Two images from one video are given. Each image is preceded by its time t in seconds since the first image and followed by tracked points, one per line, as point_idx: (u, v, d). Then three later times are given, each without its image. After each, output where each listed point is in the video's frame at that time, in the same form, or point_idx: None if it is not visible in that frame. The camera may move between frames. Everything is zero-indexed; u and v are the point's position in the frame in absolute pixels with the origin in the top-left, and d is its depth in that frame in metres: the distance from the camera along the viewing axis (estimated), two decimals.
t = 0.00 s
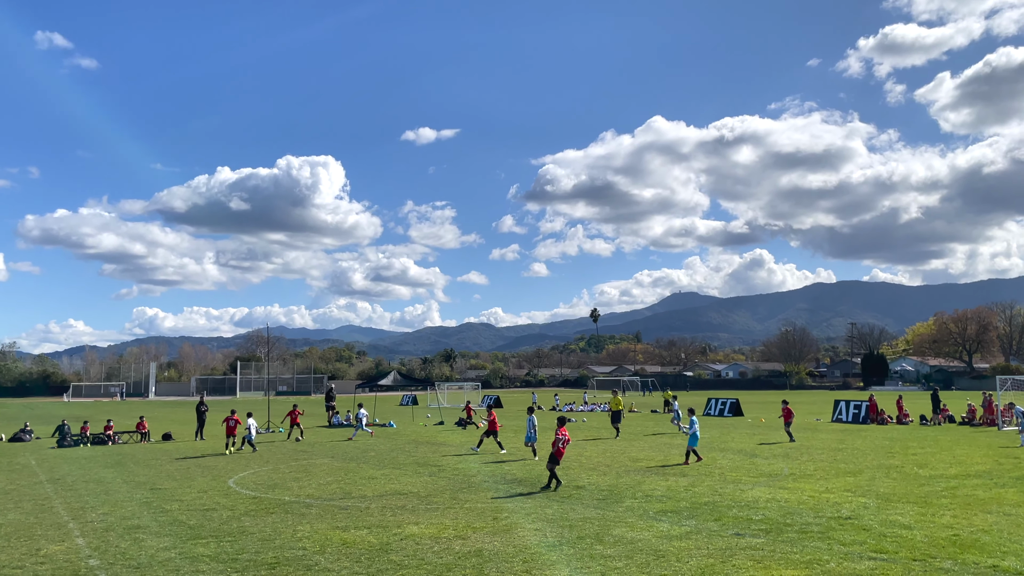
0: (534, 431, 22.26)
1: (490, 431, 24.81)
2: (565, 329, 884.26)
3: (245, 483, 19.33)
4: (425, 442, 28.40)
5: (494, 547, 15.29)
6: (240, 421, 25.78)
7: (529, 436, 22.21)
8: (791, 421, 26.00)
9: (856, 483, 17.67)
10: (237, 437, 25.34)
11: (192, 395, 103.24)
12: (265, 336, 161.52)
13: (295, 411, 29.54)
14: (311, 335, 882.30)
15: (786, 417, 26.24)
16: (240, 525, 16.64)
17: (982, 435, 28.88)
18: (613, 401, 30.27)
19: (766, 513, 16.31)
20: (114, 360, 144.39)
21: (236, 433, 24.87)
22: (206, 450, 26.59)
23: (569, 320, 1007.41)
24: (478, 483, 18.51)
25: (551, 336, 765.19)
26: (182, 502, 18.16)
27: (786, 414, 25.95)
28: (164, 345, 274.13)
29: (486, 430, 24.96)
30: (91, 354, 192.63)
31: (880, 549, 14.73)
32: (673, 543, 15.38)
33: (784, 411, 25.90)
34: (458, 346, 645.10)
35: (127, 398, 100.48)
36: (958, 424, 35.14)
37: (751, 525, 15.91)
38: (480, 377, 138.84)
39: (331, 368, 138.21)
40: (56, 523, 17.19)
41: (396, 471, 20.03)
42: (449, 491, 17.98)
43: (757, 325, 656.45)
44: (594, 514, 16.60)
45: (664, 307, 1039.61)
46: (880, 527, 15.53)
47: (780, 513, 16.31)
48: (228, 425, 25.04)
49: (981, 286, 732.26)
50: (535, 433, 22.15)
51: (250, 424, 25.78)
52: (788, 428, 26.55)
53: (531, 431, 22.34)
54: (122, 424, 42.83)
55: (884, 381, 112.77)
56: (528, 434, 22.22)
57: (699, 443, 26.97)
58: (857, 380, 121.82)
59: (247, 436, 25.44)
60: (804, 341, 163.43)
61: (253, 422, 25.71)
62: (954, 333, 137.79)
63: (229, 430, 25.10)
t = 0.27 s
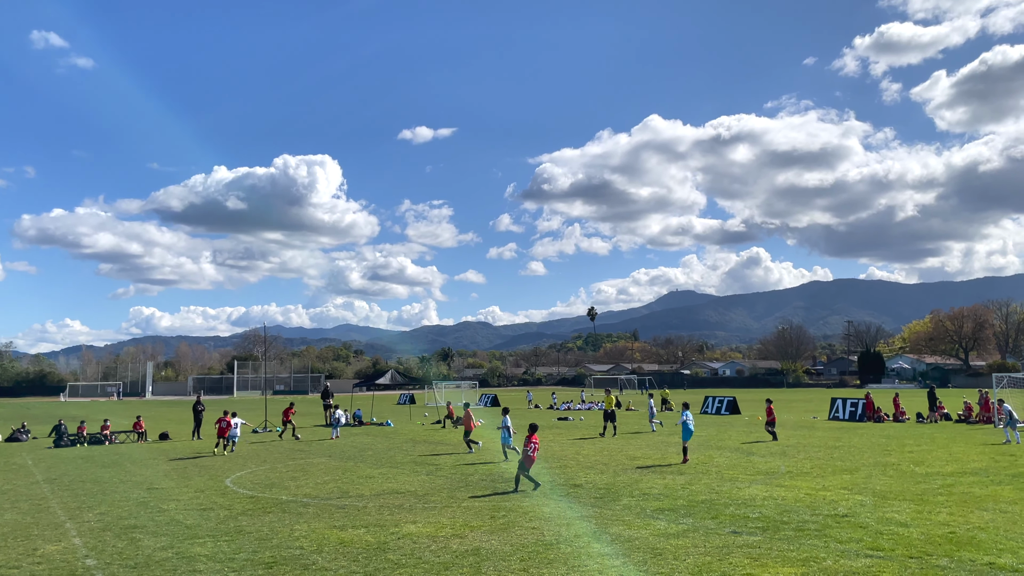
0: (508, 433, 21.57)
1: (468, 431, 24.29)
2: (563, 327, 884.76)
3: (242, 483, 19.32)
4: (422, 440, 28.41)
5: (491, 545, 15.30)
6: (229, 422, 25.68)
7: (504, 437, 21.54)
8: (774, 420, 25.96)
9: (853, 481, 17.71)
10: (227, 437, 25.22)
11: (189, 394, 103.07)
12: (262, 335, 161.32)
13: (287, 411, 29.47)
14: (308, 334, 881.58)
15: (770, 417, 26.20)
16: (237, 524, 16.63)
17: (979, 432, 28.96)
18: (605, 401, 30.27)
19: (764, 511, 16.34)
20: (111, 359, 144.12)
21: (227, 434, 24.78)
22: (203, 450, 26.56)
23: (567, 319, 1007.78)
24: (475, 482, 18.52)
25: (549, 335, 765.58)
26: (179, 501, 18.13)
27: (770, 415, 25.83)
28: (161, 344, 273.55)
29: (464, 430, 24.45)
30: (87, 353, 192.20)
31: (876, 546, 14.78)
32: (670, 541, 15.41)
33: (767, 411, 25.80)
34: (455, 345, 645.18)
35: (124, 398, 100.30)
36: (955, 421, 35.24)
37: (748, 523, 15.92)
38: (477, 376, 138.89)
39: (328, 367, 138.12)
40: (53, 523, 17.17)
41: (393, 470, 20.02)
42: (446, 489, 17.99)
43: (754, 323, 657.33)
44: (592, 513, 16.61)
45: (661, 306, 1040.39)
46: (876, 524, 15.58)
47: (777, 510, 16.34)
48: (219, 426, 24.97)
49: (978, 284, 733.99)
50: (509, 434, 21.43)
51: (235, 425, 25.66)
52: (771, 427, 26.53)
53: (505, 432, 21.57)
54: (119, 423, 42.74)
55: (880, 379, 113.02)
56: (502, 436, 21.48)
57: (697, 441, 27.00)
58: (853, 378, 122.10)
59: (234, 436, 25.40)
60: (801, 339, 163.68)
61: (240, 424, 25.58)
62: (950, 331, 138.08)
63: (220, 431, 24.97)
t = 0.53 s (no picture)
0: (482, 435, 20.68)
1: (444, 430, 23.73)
2: (561, 327, 885.55)
3: (239, 483, 19.29)
4: (418, 440, 28.37)
5: (488, 545, 15.31)
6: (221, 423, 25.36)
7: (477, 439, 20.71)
8: (756, 419, 25.91)
9: (849, 479, 17.74)
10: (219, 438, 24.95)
11: (185, 395, 102.94)
12: (259, 335, 161.19)
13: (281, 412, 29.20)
14: (306, 334, 881.80)
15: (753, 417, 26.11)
16: (234, 524, 16.61)
17: (974, 431, 29.00)
18: (597, 400, 30.25)
19: (760, 510, 16.35)
20: (106, 359, 143.81)
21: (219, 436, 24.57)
22: (199, 450, 26.51)
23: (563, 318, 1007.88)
24: (472, 481, 18.52)
25: (546, 334, 765.66)
26: (176, 502, 18.11)
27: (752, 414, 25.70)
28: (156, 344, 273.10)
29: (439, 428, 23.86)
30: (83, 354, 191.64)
31: (872, 544, 14.82)
32: (667, 540, 15.43)
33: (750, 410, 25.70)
34: (452, 345, 645.31)
35: (120, 398, 100.17)
36: (950, 420, 35.33)
37: (745, 522, 15.94)
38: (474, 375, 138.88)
39: (325, 366, 138.01)
40: (49, 523, 17.13)
41: (390, 470, 20.00)
42: (443, 489, 17.98)
43: (751, 322, 657.91)
44: (589, 512, 16.62)
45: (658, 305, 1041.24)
46: (873, 522, 15.60)
47: (774, 509, 16.35)
48: (211, 427, 24.67)
49: (974, 282, 735.06)
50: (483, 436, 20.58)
51: (228, 424, 25.50)
52: (754, 427, 26.47)
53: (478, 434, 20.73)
54: (115, 423, 42.70)
55: (876, 377, 113.20)
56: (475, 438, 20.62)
57: (693, 440, 27.02)
58: (849, 377, 122.22)
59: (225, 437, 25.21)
60: (797, 338, 163.86)
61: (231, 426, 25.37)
62: (946, 329, 138.31)
63: (212, 432, 24.69)
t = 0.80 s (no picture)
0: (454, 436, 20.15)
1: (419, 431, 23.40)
2: (557, 327, 886.18)
3: (234, 483, 19.26)
4: (413, 441, 28.32)
5: (484, 546, 15.30)
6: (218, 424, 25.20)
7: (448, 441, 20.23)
8: (738, 420, 25.91)
9: (844, 479, 17.76)
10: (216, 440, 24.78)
11: (181, 395, 102.73)
12: (255, 336, 160.99)
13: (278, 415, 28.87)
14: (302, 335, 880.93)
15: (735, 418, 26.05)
16: (230, 525, 16.59)
17: (969, 430, 29.07)
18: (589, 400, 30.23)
19: (756, 509, 16.37)
20: (102, 360, 143.61)
21: (217, 438, 24.45)
22: (193, 451, 26.44)
23: (560, 319, 1008.19)
24: (468, 481, 18.52)
25: (543, 334, 765.71)
26: (171, 502, 18.07)
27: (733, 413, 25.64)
28: (151, 345, 272.24)
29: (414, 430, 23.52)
30: (78, 355, 191.08)
31: (867, 543, 14.85)
32: (664, 539, 15.45)
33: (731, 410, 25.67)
34: (449, 345, 645.22)
35: (115, 399, 99.96)
36: (945, 419, 35.39)
37: (741, 521, 15.96)
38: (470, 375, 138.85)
39: (321, 367, 137.86)
40: (43, 525, 17.07)
41: (386, 470, 19.98)
42: (439, 489, 17.98)
43: (748, 322, 658.62)
44: (585, 512, 16.62)
45: (655, 305, 1041.96)
46: (868, 522, 15.64)
47: (770, 509, 16.36)
48: (209, 428, 24.48)
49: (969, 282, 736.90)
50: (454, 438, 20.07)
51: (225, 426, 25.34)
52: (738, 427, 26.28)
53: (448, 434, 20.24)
54: (110, 424, 42.64)
55: (872, 377, 113.33)
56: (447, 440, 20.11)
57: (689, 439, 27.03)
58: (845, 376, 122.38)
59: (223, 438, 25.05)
60: (793, 338, 164.05)
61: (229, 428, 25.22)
62: (941, 329, 138.51)
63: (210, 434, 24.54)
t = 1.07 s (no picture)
0: (426, 441, 20.25)
1: (397, 433, 23.29)
2: (554, 328, 886.70)
3: (229, 485, 19.22)
4: (409, 442, 28.30)
5: (480, 546, 15.30)
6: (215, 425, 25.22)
7: (419, 445, 20.35)
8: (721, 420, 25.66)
9: (839, 479, 17.79)
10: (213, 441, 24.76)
11: (176, 396, 102.43)
12: (250, 337, 160.68)
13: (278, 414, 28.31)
14: (298, 336, 879.93)
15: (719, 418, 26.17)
16: (224, 527, 16.56)
17: (963, 430, 29.17)
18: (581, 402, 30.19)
19: (751, 509, 16.39)
20: (96, 361, 143.03)
21: (213, 437, 24.42)
22: (188, 452, 26.36)
23: (556, 319, 1008.73)
24: (463, 482, 18.51)
25: (539, 334, 765.78)
26: (166, 504, 18.02)
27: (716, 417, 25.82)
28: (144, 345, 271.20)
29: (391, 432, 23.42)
30: (71, 356, 190.26)
31: (862, 543, 14.89)
32: (659, 540, 15.46)
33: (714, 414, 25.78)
34: (445, 345, 645.15)
35: (109, 400, 99.64)
36: (939, 419, 35.49)
37: (736, 521, 15.98)
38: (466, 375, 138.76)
39: (316, 368, 137.65)
40: (38, 526, 17.03)
41: (381, 471, 19.95)
42: (435, 490, 17.95)
43: (743, 322, 659.64)
44: (580, 512, 16.63)
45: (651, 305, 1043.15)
46: (863, 522, 15.66)
47: (765, 509, 16.38)
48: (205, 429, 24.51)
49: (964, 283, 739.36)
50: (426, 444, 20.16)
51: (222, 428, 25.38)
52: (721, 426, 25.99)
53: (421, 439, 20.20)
54: (104, 426, 42.48)
55: (866, 377, 113.58)
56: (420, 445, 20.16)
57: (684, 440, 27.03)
58: (840, 377, 122.71)
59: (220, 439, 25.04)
60: (788, 338, 164.38)
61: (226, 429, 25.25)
62: (935, 329, 138.89)
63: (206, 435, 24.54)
